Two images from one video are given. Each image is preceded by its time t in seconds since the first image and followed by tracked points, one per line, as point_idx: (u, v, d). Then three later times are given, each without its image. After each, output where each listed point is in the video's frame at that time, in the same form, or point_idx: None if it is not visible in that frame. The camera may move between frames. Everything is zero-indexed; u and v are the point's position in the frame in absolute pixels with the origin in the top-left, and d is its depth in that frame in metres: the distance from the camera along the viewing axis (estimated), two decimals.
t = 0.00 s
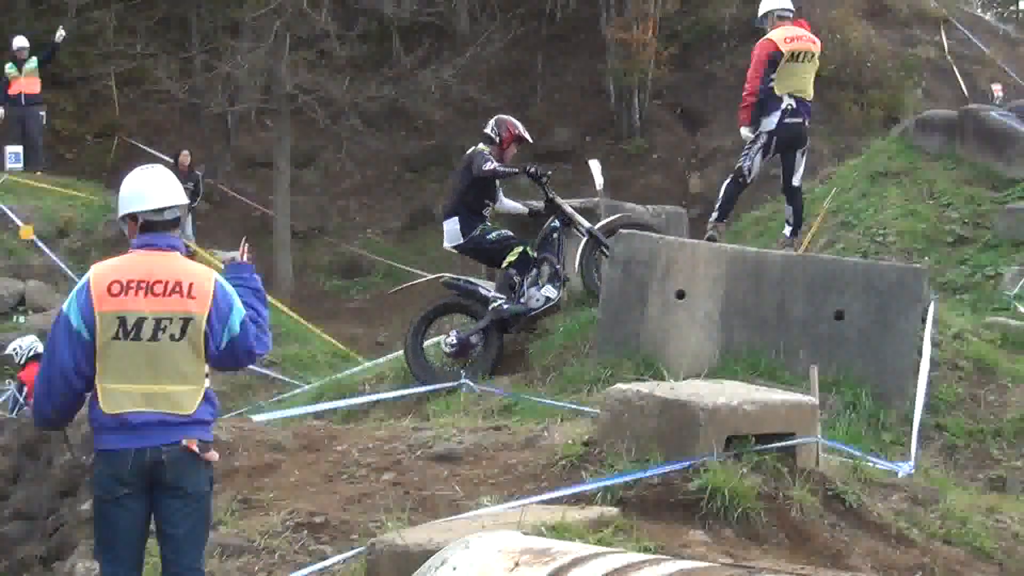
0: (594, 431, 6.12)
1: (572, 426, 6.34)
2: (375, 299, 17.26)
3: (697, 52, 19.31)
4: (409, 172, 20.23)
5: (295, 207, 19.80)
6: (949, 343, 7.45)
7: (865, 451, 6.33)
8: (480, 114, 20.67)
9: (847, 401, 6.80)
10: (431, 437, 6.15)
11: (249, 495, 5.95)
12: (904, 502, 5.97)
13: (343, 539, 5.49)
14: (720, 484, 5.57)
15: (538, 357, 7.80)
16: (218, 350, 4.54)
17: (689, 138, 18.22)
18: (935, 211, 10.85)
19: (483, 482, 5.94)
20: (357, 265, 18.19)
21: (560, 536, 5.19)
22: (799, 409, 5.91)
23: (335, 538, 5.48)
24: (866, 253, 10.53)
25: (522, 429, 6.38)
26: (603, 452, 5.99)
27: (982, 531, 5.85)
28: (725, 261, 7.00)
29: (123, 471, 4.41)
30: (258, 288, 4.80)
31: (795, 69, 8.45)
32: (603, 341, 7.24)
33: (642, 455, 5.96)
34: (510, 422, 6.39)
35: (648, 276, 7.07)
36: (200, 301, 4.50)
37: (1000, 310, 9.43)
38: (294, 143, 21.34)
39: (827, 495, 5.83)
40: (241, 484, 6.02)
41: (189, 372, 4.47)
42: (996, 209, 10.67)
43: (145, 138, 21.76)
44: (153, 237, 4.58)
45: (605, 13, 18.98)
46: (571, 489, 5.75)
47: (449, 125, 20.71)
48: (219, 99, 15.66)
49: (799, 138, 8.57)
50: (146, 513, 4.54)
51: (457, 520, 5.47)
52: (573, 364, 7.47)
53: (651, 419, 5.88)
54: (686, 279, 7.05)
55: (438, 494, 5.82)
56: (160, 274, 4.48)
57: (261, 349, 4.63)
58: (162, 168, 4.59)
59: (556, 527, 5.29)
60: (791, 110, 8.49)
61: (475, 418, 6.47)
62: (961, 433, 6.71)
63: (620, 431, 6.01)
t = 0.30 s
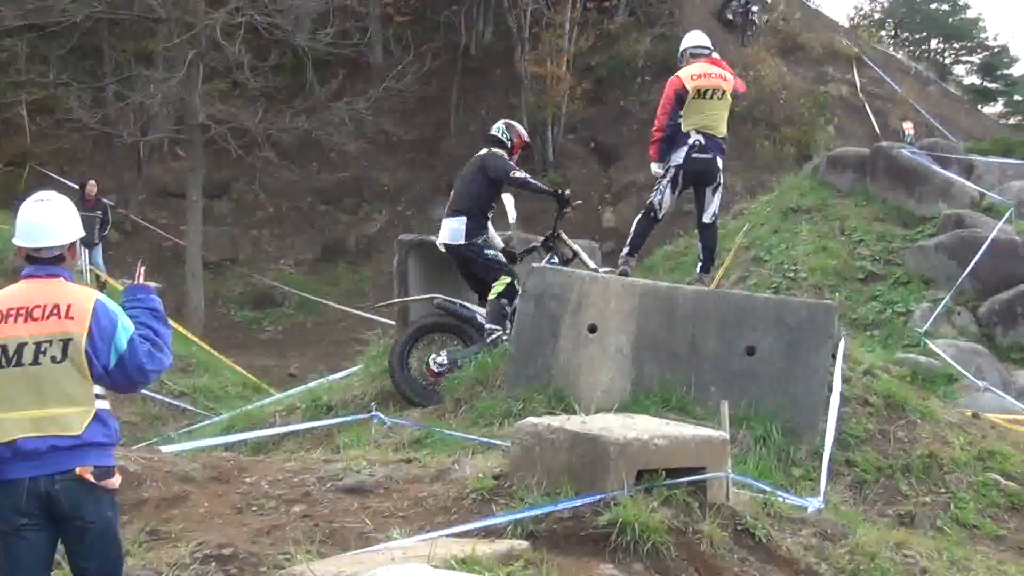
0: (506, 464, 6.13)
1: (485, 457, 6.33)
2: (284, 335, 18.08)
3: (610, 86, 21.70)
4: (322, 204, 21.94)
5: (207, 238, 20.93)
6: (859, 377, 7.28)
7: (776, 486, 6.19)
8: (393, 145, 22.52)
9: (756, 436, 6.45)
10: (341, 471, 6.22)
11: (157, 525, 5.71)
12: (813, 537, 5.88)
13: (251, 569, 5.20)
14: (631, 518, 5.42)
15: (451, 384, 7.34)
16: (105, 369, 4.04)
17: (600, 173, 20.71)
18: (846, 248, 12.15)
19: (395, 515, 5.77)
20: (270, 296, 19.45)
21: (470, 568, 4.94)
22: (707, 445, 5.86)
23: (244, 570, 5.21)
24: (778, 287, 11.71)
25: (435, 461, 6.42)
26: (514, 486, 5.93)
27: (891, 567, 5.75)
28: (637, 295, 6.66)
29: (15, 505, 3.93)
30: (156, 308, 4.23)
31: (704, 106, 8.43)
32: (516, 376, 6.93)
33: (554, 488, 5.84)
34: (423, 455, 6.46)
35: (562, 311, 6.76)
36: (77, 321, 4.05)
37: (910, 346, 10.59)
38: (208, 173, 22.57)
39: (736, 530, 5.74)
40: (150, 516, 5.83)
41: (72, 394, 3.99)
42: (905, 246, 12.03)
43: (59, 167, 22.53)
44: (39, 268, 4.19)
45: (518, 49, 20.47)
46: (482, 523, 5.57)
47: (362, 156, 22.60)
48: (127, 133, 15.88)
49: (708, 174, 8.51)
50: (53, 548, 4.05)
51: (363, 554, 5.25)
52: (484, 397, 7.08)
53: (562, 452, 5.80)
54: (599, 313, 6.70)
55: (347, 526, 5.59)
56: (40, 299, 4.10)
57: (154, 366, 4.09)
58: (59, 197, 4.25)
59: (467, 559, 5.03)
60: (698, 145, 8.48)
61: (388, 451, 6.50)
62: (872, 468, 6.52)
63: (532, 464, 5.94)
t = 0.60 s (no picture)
0: (449, 489, 6.07)
1: (426, 483, 6.25)
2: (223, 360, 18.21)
3: (555, 112, 22.24)
4: (265, 227, 22.02)
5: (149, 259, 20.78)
6: (800, 406, 7.41)
7: (717, 513, 6.20)
8: (338, 171, 22.90)
9: (698, 463, 6.46)
10: (282, 495, 6.21)
11: (96, 549, 5.58)
12: (755, 564, 5.83)
13: None
14: (572, 543, 5.39)
15: (394, 410, 7.30)
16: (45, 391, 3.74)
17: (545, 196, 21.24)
18: (789, 275, 12.35)
19: (336, 539, 5.70)
20: (212, 318, 19.41)
21: None
22: (648, 471, 5.86)
23: None
24: (721, 314, 11.80)
25: (376, 485, 6.39)
26: (456, 512, 5.85)
27: None
28: (580, 321, 6.65)
29: None
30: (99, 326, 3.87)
31: (655, 137, 8.73)
32: (458, 401, 6.80)
33: (496, 514, 5.77)
34: (364, 479, 6.43)
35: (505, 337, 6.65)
36: (13, 339, 3.72)
37: (853, 374, 10.58)
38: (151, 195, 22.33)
39: (678, 556, 5.71)
40: (90, 539, 5.73)
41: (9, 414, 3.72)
42: (847, 274, 12.23)
43: None
44: None
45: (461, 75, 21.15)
46: (424, 548, 5.47)
47: (306, 179, 22.79)
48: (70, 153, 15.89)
49: (655, 203, 8.76)
50: None
51: None
52: (426, 423, 6.97)
53: (505, 478, 5.73)
54: (542, 338, 6.67)
55: (288, 550, 5.48)
56: None
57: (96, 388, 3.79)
58: None
59: None
60: (643, 176, 8.75)
61: (329, 475, 6.47)
62: (813, 496, 6.58)
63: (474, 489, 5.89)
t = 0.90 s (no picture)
0: (418, 498, 6.06)
1: (395, 491, 6.25)
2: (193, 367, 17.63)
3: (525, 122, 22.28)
4: (236, 234, 21.91)
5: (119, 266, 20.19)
6: (770, 417, 7.49)
7: (687, 522, 6.20)
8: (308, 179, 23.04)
9: (668, 473, 6.47)
10: (252, 502, 6.19)
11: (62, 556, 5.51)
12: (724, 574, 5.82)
13: None
14: (542, 553, 5.37)
15: (364, 417, 7.28)
16: (33, 404, 3.77)
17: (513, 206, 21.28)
18: (760, 285, 12.39)
19: (305, 547, 5.69)
20: (181, 326, 18.81)
21: None
22: (619, 481, 5.86)
23: None
24: (691, 325, 11.70)
25: (345, 493, 6.36)
26: (425, 520, 5.84)
27: None
28: (550, 330, 6.66)
29: None
30: (93, 346, 3.95)
31: (633, 153, 8.55)
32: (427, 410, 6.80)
33: (465, 523, 5.75)
34: (333, 487, 6.41)
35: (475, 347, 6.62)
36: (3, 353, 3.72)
37: (822, 385, 10.63)
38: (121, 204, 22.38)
39: (647, 565, 5.69)
40: (58, 546, 5.68)
41: None
42: (818, 285, 12.34)
43: None
44: None
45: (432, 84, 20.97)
46: (393, 556, 5.44)
47: (277, 187, 22.77)
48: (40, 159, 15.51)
49: (632, 220, 8.55)
50: None
51: None
52: (395, 432, 6.96)
53: (474, 487, 5.71)
54: (512, 347, 6.64)
55: (257, 559, 5.47)
56: None
57: (84, 404, 3.83)
58: None
59: None
60: (620, 194, 8.57)
61: (298, 483, 6.45)
62: (783, 505, 6.61)
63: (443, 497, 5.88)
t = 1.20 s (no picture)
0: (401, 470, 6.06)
1: (378, 462, 6.26)
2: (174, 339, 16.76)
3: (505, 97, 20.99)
4: (217, 207, 20.65)
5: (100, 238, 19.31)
6: (753, 389, 7.53)
7: (669, 495, 6.24)
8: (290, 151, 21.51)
9: (650, 445, 6.51)
10: (235, 473, 6.21)
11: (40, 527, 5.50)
12: (706, 546, 5.91)
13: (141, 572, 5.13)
14: (524, 524, 5.38)
15: (346, 389, 7.29)
16: (42, 380, 3.75)
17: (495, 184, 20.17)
18: (742, 259, 12.37)
19: (287, 519, 5.70)
20: (164, 298, 18.04)
21: (363, 573, 4.87)
22: (601, 453, 5.87)
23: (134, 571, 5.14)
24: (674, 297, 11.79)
25: (328, 465, 6.39)
26: (408, 492, 5.83)
27: None
28: (533, 303, 6.68)
29: None
30: (115, 324, 3.90)
31: (629, 138, 8.60)
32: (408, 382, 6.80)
33: (447, 495, 5.73)
34: (317, 459, 6.44)
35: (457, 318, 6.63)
36: (16, 331, 3.74)
37: (805, 358, 10.42)
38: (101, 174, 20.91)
39: (629, 537, 5.72)
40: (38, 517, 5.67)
41: (11, 404, 3.74)
42: (800, 258, 12.31)
43: None
44: None
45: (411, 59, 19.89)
46: (375, 528, 5.46)
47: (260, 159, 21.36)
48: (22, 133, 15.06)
49: (630, 206, 8.60)
50: None
51: (255, 558, 5.12)
52: (377, 404, 6.97)
53: (456, 458, 5.70)
54: (495, 320, 6.66)
55: (240, 530, 5.49)
56: None
57: (95, 383, 3.78)
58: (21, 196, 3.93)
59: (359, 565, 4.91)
60: (617, 178, 8.62)
61: (281, 455, 6.49)
62: (764, 478, 6.68)
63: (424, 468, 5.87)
